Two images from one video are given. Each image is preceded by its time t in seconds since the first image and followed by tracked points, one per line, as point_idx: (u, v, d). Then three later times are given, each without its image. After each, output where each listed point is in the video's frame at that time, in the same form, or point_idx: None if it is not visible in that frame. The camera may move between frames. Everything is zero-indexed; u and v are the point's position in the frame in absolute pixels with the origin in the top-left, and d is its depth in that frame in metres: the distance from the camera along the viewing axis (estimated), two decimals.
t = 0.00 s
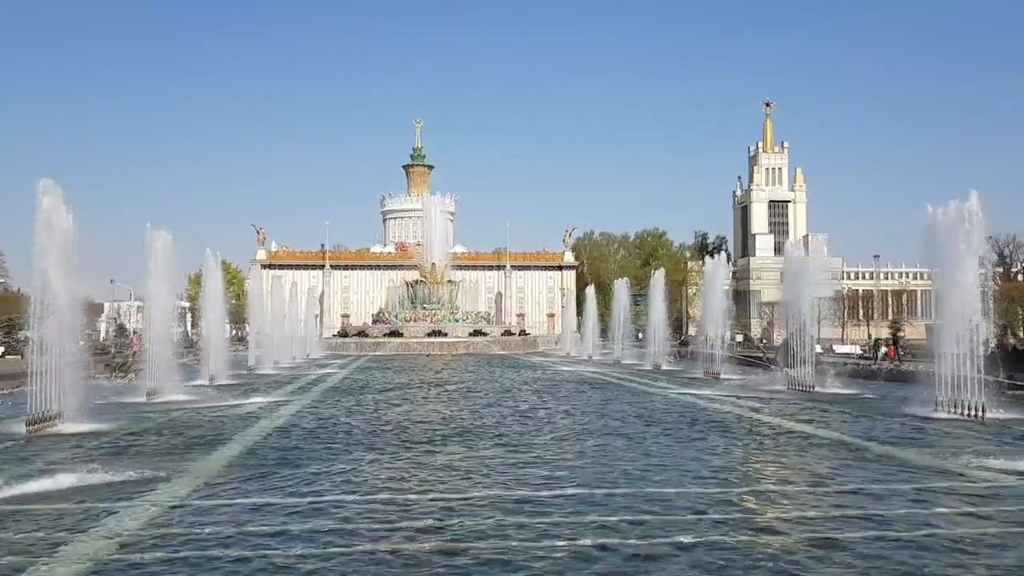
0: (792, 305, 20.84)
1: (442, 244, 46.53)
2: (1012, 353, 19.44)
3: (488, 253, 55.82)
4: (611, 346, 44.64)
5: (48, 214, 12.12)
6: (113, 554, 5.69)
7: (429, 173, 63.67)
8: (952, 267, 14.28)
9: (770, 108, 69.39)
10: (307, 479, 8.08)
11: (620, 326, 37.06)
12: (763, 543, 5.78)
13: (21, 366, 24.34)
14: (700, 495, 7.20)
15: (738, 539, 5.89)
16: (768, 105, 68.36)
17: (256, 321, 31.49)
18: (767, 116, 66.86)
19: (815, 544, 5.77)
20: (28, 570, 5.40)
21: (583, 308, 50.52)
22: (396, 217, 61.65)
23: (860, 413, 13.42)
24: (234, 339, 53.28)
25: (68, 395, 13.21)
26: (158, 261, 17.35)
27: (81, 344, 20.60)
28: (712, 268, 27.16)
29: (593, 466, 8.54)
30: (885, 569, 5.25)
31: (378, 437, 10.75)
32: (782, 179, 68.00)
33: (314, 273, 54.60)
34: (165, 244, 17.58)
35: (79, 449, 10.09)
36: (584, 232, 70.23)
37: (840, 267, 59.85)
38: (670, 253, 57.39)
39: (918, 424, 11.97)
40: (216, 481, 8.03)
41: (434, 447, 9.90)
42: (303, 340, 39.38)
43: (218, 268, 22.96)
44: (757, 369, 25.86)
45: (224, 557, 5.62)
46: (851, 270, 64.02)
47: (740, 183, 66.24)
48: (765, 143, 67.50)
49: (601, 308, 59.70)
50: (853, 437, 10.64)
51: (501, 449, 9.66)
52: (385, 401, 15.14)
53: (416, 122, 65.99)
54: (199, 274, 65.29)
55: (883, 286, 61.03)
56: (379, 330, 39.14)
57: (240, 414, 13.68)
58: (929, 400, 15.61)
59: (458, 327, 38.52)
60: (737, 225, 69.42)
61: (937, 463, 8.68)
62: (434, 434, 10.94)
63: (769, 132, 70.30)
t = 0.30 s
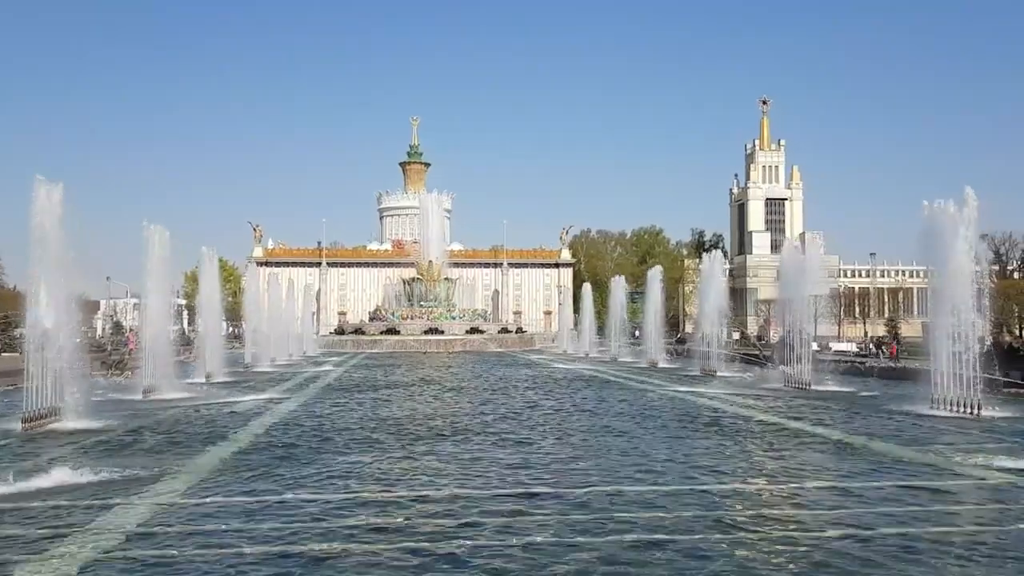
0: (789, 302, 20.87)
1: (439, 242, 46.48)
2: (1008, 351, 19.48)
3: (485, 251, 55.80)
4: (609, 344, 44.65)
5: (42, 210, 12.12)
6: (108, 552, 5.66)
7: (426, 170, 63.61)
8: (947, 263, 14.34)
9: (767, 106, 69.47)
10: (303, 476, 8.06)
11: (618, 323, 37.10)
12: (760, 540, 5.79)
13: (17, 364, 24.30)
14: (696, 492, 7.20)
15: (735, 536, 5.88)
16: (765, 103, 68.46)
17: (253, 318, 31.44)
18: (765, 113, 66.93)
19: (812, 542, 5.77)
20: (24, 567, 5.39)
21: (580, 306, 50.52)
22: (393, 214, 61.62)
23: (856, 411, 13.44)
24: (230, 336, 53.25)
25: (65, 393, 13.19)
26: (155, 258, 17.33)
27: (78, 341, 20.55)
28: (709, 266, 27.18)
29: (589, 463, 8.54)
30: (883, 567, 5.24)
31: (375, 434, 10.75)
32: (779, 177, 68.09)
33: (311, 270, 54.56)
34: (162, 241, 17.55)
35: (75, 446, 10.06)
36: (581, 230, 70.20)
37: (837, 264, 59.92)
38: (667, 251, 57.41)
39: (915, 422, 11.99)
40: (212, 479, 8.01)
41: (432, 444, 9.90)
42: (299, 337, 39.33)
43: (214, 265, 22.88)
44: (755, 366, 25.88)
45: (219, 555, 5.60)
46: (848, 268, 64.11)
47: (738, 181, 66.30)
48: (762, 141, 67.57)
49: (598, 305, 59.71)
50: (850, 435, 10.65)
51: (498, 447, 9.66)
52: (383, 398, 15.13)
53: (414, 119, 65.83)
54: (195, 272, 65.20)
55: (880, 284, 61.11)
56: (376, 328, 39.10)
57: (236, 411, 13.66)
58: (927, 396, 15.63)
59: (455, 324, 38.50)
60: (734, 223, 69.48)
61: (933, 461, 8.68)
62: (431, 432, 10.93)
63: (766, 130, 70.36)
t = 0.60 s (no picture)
0: (790, 303, 20.85)
1: (440, 242, 46.48)
2: (1009, 351, 19.47)
3: (486, 251, 55.79)
4: (609, 344, 44.66)
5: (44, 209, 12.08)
6: (107, 552, 5.65)
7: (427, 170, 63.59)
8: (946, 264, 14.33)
9: (768, 106, 69.47)
10: (303, 477, 8.05)
11: (619, 324, 37.04)
12: (762, 541, 5.79)
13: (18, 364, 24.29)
14: (698, 492, 7.20)
15: (738, 537, 5.87)
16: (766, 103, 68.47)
17: (253, 318, 31.42)
18: (766, 113, 66.94)
19: (815, 542, 5.77)
20: (26, 567, 5.39)
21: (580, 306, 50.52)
22: (394, 214, 61.63)
23: (857, 411, 13.44)
24: (231, 336, 53.28)
25: (64, 393, 13.18)
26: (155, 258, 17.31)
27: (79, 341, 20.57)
28: (709, 265, 27.17)
29: (591, 463, 8.54)
30: (885, 568, 5.23)
31: (376, 434, 10.75)
32: (780, 178, 68.09)
33: (312, 270, 54.58)
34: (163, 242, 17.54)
35: (76, 446, 10.06)
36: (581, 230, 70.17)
37: (837, 265, 59.90)
38: (668, 251, 57.41)
39: (916, 422, 12.00)
40: (212, 479, 8.00)
41: (432, 444, 9.90)
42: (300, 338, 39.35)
43: (215, 265, 22.87)
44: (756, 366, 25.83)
45: (219, 555, 5.59)
46: (848, 269, 64.11)
47: (738, 182, 66.33)
48: (763, 141, 67.58)
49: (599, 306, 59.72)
50: (851, 435, 10.65)
51: (500, 447, 9.66)
52: (383, 398, 15.13)
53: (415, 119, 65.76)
54: (196, 271, 65.19)
55: (881, 284, 61.13)
56: (377, 328, 39.10)
57: (236, 411, 13.64)
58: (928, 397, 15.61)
59: (455, 324, 38.50)
60: (734, 223, 69.48)
61: (935, 461, 8.68)
62: (432, 432, 10.93)
63: (767, 129, 70.39)
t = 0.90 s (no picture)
0: (789, 302, 20.82)
1: (440, 240, 46.45)
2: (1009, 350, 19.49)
3: (486, 250, 55.77)
4: (609, 343, 44.66)
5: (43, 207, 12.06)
6: (108, 552, 5.62)
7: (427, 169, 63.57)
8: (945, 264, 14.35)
9: (768, 105, 69.51)
10: (304, 475, 8.03)
11: (619, 323, 37.04)
12: (762, 540, 5.77)
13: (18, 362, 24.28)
14: (698, 491, 7.20)
15: (737, 536, 5.86)
16: (766, 102, 68.48)
17: (254, 316, 31.40)
18: (766, 112, 66.94)
19: (815, 541, 5.76)
20: (26, 565, 5.38)
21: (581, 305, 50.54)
22: (393, 213, 61.63)
23: (857, 410, 13.42)
24: (231, 335, 53.27)
25: (64, 391, 13.16)
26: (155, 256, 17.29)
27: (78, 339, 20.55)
28: (709, 264, 27.18)
29: (590, 462, 8.53)
30: (888, 568, 5.20)
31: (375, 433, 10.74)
32: (779, 177, 68.11)
33: (312, 268, 54.61)
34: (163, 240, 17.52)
35: (76, 444, 10.05)
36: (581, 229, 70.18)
37: (837, 264, 59.90)
38: (668, 250, 57.44)
39: (915, 421, 12.00)
40: (213, 477, 7.99)
41: (431, 443, 9.88)
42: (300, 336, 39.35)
43: (215, 263, 22.84)
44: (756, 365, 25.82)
45: (218, 554, 5.58)
46: (848, 268, 64.16)
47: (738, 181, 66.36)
48: (763, 140, 67.59)
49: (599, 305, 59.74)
50: (850, 435, 10.64)
51: (499, 446, 9.66)
52: (382, 397, 15.11)
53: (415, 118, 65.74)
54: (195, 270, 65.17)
55: (881, 283, 61.17)
56: (377, 326, 39.09)
57: (236, 409, 13.63)
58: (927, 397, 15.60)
59: (455, 323, 38.48)
60: (734, 222, 69.52)
61: (935, 461, 8.68)
62: (431, 430, 10.92)
63: (767, 128, 70.42)
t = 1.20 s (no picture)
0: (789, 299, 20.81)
1: (440, 238, 46.41)
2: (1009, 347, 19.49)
3: (486, 247, 55.73)
4: (609, 341, 44.65)
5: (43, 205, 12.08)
6: (108, 547, 5.63)
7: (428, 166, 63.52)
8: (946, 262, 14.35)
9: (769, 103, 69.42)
10: (304, 471, 8.04)
11: (619, 321, 37.01)
12: (760, 537, 5.78)
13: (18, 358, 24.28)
14: (698, 488, 7.20)
15: (735, 533, 5.87)
16: (767, 99, 68.46)
17: (254, 313, 31.42)
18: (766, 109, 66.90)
19: (813, 539, 5.77)
20: (25, 560, 5.38)
21: (581, 303, 50.52)
22: (393, 210, 61.60)
23: (857, 408, 13.43)
24: (231, 332, 53.29)
25: (65, 387, 13.17)
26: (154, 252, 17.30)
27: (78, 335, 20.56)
28: (710, 262, 27.17)
29: (589, 459, 8.55)
30: (887, 566, 5.19)
31: (374, 430, 10.75)
32: (780, 174, 68.10)
33: (312, 265, 54.64)
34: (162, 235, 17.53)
35: (77, 440, 10.06)
36: (582, 226, 70.14)
37: (837, 262, 59.85)
38: (668, 247, 57.44)
39: (915, 419, 12.01)
40: (214, 473, 8.01)
41: (431, 439, 9.91)
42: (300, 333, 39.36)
43: (215, 259, 22.86)
44: (756, 364, 25.80)
45: (217, 550, 5.58)
46: (848, 266, 64.19)
47: (739, 178, 66.37)
48: (763, 138, 67.56)
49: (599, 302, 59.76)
50: (848, 432, 10.66)
51: (497, 442, 9.67)
52: (383, 394, 15.13)
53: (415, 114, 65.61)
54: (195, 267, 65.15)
55: (881, 281, 61.23)
56: (377, 323, 39.09)
57: (237, 405, 13.66)
58: (927, 396, 15.60)
59: (455, 320, 38.49)
60: (734, 220, 69.52)
61: (934, 459, 8.68)
62: (430, 427, 10.93)
63: (768, 125, 70.37)
